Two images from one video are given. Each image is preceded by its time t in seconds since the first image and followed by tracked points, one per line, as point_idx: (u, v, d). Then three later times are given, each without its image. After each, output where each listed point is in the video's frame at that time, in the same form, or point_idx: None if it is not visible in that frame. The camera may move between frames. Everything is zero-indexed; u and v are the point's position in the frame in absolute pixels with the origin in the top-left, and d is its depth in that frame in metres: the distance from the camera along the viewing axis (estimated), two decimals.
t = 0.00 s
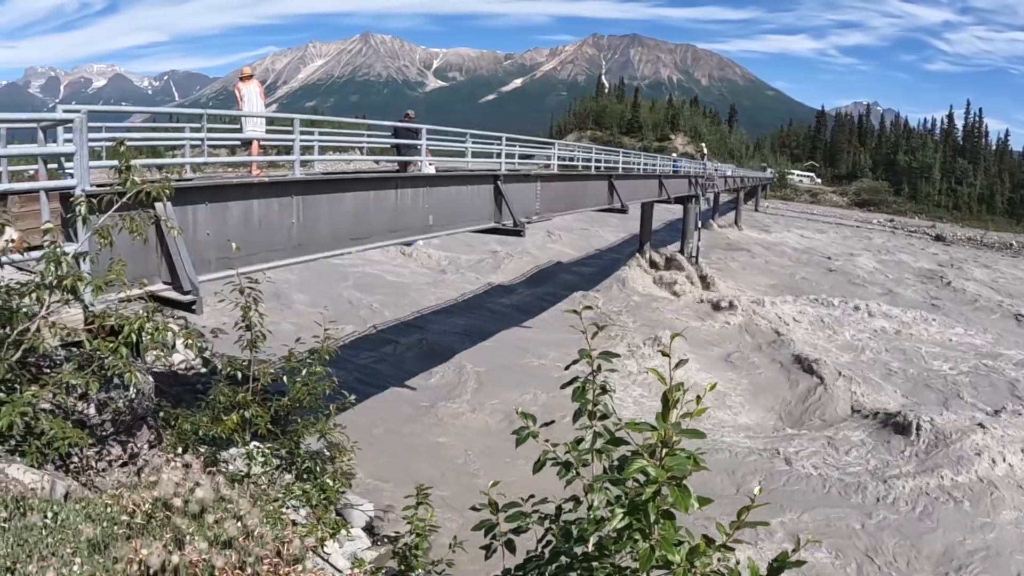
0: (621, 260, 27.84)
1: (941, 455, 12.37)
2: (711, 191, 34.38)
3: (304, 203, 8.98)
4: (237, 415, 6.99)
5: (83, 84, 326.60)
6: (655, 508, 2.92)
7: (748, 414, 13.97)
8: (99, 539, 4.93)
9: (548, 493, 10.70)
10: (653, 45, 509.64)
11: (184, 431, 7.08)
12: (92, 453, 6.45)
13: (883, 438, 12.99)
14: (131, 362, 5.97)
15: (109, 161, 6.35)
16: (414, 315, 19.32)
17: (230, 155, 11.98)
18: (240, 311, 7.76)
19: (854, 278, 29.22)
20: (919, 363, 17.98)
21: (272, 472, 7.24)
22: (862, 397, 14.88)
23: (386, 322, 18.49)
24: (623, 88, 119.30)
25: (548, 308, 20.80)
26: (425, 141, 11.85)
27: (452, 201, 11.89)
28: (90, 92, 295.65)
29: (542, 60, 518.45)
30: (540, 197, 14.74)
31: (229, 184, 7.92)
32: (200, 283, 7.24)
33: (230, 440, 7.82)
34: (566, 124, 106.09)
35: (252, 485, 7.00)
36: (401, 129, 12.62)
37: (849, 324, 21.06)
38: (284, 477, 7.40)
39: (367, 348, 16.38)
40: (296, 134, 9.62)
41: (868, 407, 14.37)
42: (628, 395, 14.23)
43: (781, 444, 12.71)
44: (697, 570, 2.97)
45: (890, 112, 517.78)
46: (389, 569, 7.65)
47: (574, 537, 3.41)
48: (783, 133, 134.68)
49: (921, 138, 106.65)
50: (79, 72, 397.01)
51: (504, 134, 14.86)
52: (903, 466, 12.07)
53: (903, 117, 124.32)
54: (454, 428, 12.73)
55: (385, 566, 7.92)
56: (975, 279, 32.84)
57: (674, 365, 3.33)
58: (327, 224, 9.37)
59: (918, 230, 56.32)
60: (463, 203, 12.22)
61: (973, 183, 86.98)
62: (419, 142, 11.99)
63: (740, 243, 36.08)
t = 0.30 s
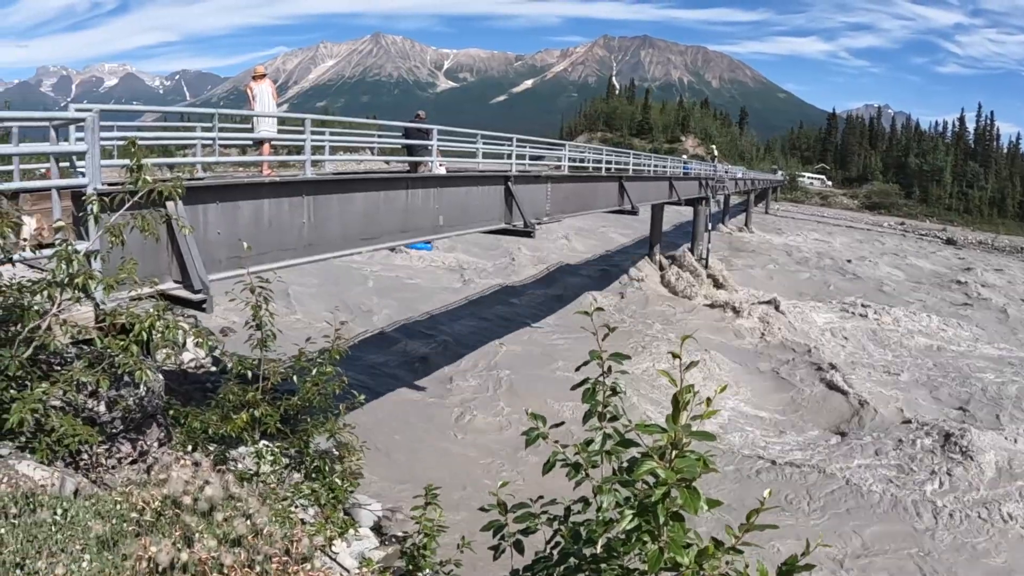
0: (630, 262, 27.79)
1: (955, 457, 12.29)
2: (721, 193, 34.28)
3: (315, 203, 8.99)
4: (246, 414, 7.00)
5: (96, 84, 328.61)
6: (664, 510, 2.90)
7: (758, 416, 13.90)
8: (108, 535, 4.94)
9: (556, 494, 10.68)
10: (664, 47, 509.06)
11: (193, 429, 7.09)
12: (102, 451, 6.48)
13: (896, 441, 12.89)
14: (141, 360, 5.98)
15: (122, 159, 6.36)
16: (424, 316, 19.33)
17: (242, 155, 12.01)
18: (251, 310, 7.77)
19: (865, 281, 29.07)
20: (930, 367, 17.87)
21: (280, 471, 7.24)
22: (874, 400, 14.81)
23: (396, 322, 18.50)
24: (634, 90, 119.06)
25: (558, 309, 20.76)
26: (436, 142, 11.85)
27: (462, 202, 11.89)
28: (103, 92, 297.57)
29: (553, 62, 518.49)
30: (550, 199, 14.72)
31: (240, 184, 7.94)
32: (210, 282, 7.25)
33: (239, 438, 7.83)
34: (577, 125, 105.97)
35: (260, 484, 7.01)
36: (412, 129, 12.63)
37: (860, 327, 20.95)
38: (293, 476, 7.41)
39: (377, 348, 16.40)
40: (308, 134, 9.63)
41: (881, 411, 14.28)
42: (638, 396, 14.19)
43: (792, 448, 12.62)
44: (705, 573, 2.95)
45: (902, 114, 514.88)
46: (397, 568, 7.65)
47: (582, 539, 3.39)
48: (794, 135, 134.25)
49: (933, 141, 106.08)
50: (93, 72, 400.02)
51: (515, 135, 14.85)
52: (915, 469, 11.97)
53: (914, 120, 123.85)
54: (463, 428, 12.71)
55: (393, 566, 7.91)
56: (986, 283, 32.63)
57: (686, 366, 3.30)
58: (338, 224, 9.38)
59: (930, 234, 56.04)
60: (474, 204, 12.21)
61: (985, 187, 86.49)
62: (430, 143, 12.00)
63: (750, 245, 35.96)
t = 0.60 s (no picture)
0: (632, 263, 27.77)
1: (956, 459, 12.31)
2: (722, 194, 34.28)
3: (316, 203, 8.99)
4: (247, 414, 6.99)
5: (97, 84, 328.80)
6: (665, 511, 2.89)
7: (759, 417, 13.90)
8: (109, 535, 4.95)
9: (557, 495, 10.69)
10: (665, 47, 509.00)
11: (194, 429, 7.09)
12: (103, 451, 6.49)
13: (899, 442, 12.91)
14: (142, 360, 5.98)
15: (123, 160, 6.35)
16: (425, 316, 19.33)
17: (243, 155, 12.01)
18: (252, 310, 7.77)
19: (866, 282, 29.08)
20: (931, 368, 17.88)
21: (281, 471, 7.23)
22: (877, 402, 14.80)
23: (397, 322, 18.51)
24: (636, 90, 119.03)
25: (560, 310, 20.76)
26: (437, 142, 11.85)
27: (464, 202, 11.89)
28: (105, 92, 297.90)
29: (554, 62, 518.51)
30: (552, 199, 14.71)
31: (242, 184, 7.95)
32: (211, 282, 7.25)
33: (240, 439, 7.83)
34: (578, 126, 105.84)
35: (261, 484, 7.00)
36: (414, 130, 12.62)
37: (861, 328, 20.95)
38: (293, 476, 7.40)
39: (377, 348, 16.39)
40: (309, 134, 9.62)
41: (883, 413, 14.28)
42: (638, 397, 14.20)
43: (793, 450, 12.61)
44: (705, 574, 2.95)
45: (904, 115, 514.53)
46: (397, 569, 7.65)
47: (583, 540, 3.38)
48: (795, 136, 134.17)
49: (934, 142, 106.03)
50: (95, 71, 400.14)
51: (516, 136, 14.84)
52: (916, 470, 11.98)
53: (915, 121, 123.79)
54: (464, 429, 12.70)
55: (393, 566, 7.92)
56: (988, 284, 32.63)
57: (686, 367, 3.30)
58: (340, 224, 9.38)
59: (930, 234, 56.01)
60: (476, 204, 12.21)
61: (986, 188, 86.47)
62: (431, 143, 12.00)
63: (751, 246, 35.93)
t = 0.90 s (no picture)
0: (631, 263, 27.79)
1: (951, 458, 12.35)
2: (721, 194, 34.30)
3: (316, 203, 9.00)
4: (246, 414, 6.97)
5: (96, 84, 328.58)
6: (662, 512, 2.90)
7: (757, 416, 13.93)
8: (108, 536, 4.95)
9: (555, 495, 10.70)
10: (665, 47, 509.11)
11: (193, 430, 7.10)
12: (102, 451, 6.50)
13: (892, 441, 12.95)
14: (141, 361, 5.97)
15: (122, 160, 6.35)
16: (424, 316, 19.34)
17: (243, 155, 12.01)
18: (251, 311, 7.77)
19: (864, 282, 29.11)
20: (929, 367, 17.91)
21: (280, 471, 7.23)
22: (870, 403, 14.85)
23: (397, 322, 18.56)
24: (635, 90, 119.05)
25: (559, 310, 20.78)
26: (436, 142, 11.85)
27: (464, 203, 11.91)
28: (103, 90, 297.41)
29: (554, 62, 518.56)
30: (551, 200, 14.72)
31: (241, 185, 7.96)
32: (210, 282, 7.26)
33: (239, 439, 7.84)
34: (578, 125, 105.84)
35: (260, 484, 7.01)
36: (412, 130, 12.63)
37: (859, 328, 20.99)
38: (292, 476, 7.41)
39: (377, 348, 16.40)
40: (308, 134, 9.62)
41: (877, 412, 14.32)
42: (636, 398, 14.22)
43: (791, 450, 12.63)
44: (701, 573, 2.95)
45: (903, 115, 514.66)
46: (396, 569, 7.67)
47: (581, 541, 3.39)
48: (794, 136, 134.17)
49: (933, 142, 106.11)
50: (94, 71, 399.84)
51: (515, 136, 14.85)
52: (910, 469, 12.01)
53: (914, 121, 123.84)
54: (462, 429, 12.71)
55: (392, 566, 7.94)
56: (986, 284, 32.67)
57: (683, 369, 3.31)
58: (339, 224, 9.39)
59: (929, 234, 56.07)
60: (475, 205, 12.22)
61: (985, 188, 86.50)
62: (430, 143, 12.00)
63: (750, 246, 35.95)
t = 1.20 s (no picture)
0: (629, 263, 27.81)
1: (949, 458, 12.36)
2: (720, 195, 34.31)
3: (314, 203, 9.00)
4: (244, 414, 6.95)
5: (95, 84, 328.27)
6: (660, 512, 2.91)
7: (755, 417, 13.94)
8: (106, 536, 4.95)
9: (553, 496, 10.72)
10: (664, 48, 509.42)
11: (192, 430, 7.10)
12: (101, 451, 6.50)
13: (891, 443, 12.96)
14: (140, 361, 5.97)
15: (121, 161, 6.35)
16: (423, 317, 19.35)
17: (242, 156, 12.03)
18: (250, 311, 7.77)
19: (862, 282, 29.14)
20: (927, 368, 17.93)
21: (279, 471, 7.22)
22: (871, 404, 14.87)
23: (397, 322, 18.65)
24: (635, 91, 119.06)
25: (557, 311, 20.80)
26: (436, 142, 11.85)
27: (462, 203, 11.91)
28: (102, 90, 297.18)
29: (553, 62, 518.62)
30: (549, 200, 14.73)
31: (241, 185, 7.96)
32: (209, 283, 7.27)
33: (238, 440, 7.84)
34: (577, 126, 105.93)
35: (258, 484, 7.01)
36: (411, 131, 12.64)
37: (857, 328, 21.00)
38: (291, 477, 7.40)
39: (375, 349, 16.41)
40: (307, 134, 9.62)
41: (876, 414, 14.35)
42: (635, 398, 14.24)
43: (788, 450, 12.65)
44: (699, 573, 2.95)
45: (902, 115, 515.01)
46: (394, 569, 7.69)
47: (579, 541, 3.39)
48: (793, 136, 134.24)
49: (932, 143, 106.21)
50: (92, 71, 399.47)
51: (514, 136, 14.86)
52: (911, 469, 12.02)
53: (913, 122, 123.97)
54: (461, 430, 12.72)
55: (389, 566, 7.96)
56: (985, 284, 32.71)
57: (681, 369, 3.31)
58: (338, 224, 9.39)
59: (928, 235, 56.16)
60: (474, 205, 12.23)
61: (983, 188, 86.55)
62: (429, 143, 12.01)
63: (749, 246, 35.97)
